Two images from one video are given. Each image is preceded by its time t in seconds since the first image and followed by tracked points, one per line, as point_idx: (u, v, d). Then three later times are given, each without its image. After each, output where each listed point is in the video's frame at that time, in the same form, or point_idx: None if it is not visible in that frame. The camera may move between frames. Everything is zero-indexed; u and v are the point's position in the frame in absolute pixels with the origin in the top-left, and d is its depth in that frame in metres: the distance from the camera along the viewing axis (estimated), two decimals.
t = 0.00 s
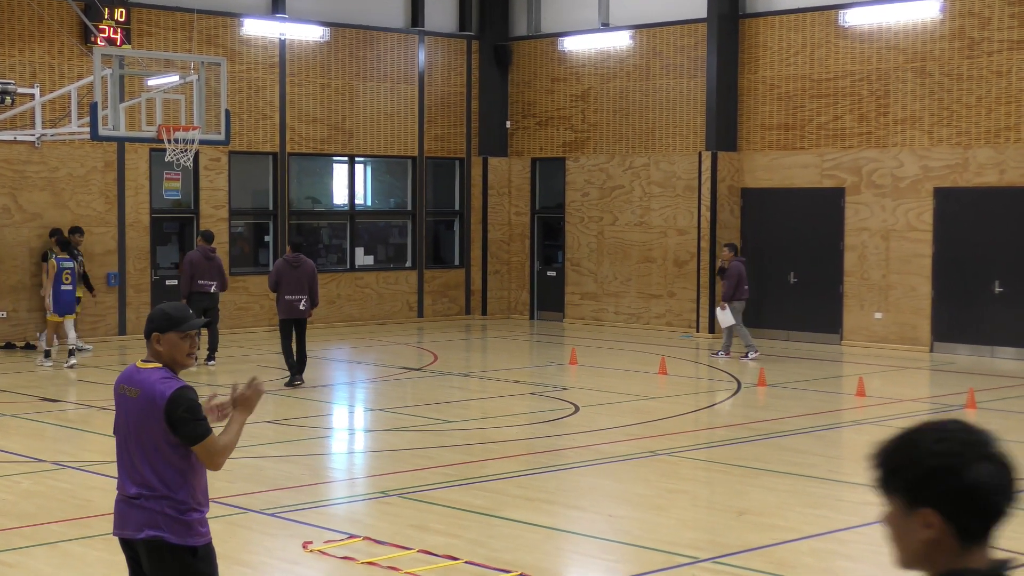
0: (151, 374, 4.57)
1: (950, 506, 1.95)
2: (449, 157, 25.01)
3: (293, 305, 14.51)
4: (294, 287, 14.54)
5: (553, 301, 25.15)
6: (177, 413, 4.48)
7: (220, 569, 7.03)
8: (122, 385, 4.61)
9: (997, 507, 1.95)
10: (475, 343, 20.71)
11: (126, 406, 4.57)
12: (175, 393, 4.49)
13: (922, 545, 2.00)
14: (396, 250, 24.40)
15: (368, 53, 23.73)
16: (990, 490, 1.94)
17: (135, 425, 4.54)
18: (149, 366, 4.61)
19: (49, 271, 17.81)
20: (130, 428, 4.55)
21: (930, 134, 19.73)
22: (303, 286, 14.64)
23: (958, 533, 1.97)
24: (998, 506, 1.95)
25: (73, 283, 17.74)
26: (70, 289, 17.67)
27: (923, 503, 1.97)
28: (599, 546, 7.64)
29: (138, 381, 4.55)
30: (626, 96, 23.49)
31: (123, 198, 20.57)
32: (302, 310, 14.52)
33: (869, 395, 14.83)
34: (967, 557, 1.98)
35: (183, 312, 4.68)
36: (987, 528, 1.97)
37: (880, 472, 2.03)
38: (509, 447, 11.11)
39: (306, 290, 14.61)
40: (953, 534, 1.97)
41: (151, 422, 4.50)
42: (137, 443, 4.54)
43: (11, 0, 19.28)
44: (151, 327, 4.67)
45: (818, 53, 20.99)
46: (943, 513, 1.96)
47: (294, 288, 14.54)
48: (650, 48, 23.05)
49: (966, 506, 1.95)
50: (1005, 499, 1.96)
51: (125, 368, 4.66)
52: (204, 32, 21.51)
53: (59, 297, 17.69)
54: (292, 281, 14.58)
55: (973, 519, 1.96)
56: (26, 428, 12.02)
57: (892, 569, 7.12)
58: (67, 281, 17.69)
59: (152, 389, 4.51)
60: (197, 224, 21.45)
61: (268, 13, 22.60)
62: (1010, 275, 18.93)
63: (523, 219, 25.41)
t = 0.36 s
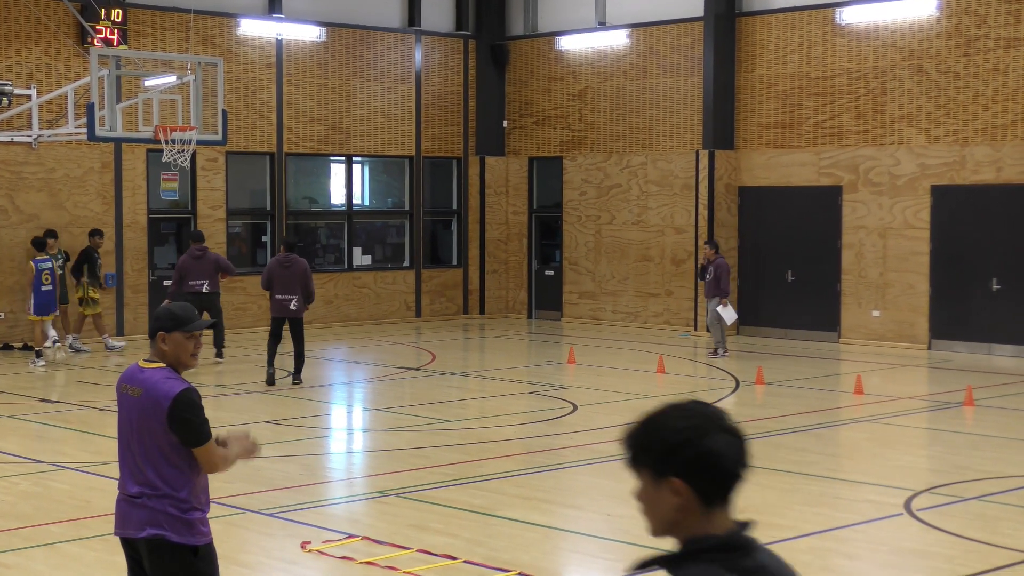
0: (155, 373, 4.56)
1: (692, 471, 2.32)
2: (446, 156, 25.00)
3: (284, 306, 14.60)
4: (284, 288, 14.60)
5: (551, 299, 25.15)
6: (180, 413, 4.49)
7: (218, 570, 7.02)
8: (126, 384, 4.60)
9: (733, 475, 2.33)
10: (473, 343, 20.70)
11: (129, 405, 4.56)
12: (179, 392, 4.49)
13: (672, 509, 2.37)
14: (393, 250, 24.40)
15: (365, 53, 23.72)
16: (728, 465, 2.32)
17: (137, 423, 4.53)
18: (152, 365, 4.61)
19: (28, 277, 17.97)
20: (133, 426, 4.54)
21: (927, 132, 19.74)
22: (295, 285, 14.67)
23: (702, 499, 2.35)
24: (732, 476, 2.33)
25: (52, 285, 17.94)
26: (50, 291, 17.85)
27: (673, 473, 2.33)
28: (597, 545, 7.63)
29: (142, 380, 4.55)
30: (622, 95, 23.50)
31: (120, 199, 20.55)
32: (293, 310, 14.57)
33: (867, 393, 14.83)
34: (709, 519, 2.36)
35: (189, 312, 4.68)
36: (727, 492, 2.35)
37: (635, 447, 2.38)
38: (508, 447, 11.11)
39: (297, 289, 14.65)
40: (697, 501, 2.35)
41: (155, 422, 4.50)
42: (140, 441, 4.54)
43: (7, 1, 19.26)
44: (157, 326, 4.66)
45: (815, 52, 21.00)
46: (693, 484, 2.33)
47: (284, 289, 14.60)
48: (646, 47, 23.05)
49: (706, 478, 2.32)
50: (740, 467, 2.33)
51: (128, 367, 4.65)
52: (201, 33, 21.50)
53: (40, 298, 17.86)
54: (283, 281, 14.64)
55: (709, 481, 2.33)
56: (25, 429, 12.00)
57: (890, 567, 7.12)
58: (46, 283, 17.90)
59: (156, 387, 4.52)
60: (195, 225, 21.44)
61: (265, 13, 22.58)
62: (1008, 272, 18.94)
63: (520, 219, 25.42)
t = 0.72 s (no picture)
0: (164, 370, 4.56)
1: (515, 447, 2.52)
2: (444, 155, 24.99)
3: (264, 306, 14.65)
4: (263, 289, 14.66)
5: (550, 298, 25.15)
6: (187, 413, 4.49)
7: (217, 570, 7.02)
8: (134, 381, 4.60)
9: (551, 451, 2.53)
10: (472, 342, 20.70)
11: (138, 403, 4.56)
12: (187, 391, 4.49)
13: (496, 483, 2.55)
14: (392, 250, 24.39)
15: (363, 52, 23.71)
16: (546, 438, 2.52)
17: (146, 421, 4.53)
18: (162, 363, 4.60)
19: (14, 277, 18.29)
20: (141, 423, 4.54)
21: (925, 130, 19.73)
22: (275, 285, 14.66)
23: (521, 471, 2.53)
24: (549, 448, 2.52)
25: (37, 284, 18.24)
26: (35, 290, 18.14)
27: (495, 444, 2.53)
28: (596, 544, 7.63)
29: (151, 378, 4.54)
30: (621, 93, 23.50)
31: (118, 199, 20.53)
32: (272, 311, 14.60)
33: (866, 391, 14.83)
34: (529, 492, 2.53)
35: (201, 312, 4.69)
36: (544, 465, 2.53)
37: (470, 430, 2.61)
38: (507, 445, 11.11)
39: (276, 289, 14.63)
40: (517, 472, 2.53)
41: (163, 420, 4.49)
42: (146, 439, 4.53)
43: (5, 1, 19.26)
44: (167, 323, 4.65)
45: (813, 49, 20.99)
46: (513, 458, 2.52)
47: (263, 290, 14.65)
48: (644, 45, 23.04)
49: (523, 449, 2.51)
50: (560, 448, 2.54)
51: (137, 363, 4.64)
52: (199, 32, 21.48)
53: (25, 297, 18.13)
54: (266, 282, 14.72)
55: (529, 457, 2.52)
56: (23, 430, 11.99)
57: (889, 565, 7.12)
58: (31, 282, 18.18)
59: (165, 386, 4.51)
60: (193, 224, 21.44)
61: (263, 12, 22.56)
62: (1006, 270, 18.94)
63: (519, 218, 25.42)
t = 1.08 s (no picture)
0: (163, 371, 4.58)
1: (386, 407, 2.76)
2: (441, 154, 24.99)
3: (254, 306, 14.60)
4: (253, 289, 14.65)
5: (547, 297, 25.16)
6: (191, 412, 4.54)
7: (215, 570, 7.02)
8: (130, 383, 4.59)
9: (424, 411, 2.78)
10: (469, 340, 20.70)
11: (136, 403, 4.55)
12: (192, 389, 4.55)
13: (371, 436, 2.79)
14: (389, 248, 24.37)
15: (359, 51, 23.71)
16: (419, 399, 2.77)
17: (145, 422, 4.53)
18: (158, 363, 4.61)
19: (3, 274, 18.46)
20: (141, 424, 4.54)
21: (921, 127, 19.75)
22: (265, 285, 14.66)
23: (394, 431, 2.77)
24: (421, 410, 2.77)
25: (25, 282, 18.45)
26: (24, 288, 18.37)
27: (369, 405, 2.77)
28: (594, 542, 7.64)
29: (150, 378, 4.56)
30: (618, 91, 23.51)
31: (115, 198, 20.52)
32: (261, 310, 14.53)
33: (863, 388, 14.84)
34: (401, 449, 2.77)
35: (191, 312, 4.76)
36: (417, 426, 2.79)
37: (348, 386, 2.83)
38: (505, 444, 11.11)
39: (266, 289, 14.63)
40: (390, 430, 2.77)
41: (164, 421, 4.52)
42: (147, 439, 4.53)
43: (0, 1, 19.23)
44: (158, 321, 4.65)
45: (809, 46, 21.01)
46: (385, 418, 2.77)
47: (253, 290, 14.64)
48: (640, 43, 23.05)
49: (396, 410, 2.76)
50: (429, 410, 2.79)
51: (128, 366, 4.64)
52: (195, 32, 21.48)
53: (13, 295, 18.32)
54: (255, 283, 14.70)
55: (400, 417, 2.76)
56: (20, 430, 11.98)
57: (887, 562, 7.14)
58: (20, 280, 18.38)
59: (166, 386, 4.54)
60: (190, 224, 21.42)
61: (259, 12, 22.54)
62: (1003, 266, 18.97)
63: (516, 216, 25.43)
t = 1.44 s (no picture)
0: (158, 374, 4.60)
1: (237, 401, 3.06)
2: (437, 153, 24.98)
3: (242, 307, 14.61)
4: (242, 289, 14.64)
5: (544, 295, 25.17)
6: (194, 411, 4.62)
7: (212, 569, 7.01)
8: (124, 387, 4.57)
9: (271, 406, 3.07)
10: (466, 339, 20.70)
11: (135, 407, 4.56)
12: (192, 389, 4.63)
13: (227, 429, 3.09)
14: (385, 247, 24.35)
15: (355, 50, 23.69)
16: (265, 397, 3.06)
17: (144, 426, 4.55)
18: (148, 365, 4.62)
19: None
20: (142, 427, 4.55)
21: (917, 124, 19.76)
22: (254, 286, 14.64)
23: (245, 425, 3.06)
24: (266, 404, 3.06)
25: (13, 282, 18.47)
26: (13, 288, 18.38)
27: (223, 401, 3.09)
28: (591, 540, 7.64)
29: (147, 381, 4.58)
30: (614, 90, 23.51)
31: (111, 198, 20.51)
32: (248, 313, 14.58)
33: (859, 385, 14.85)
34: (253, 443, 3.04)
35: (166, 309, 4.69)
36: (266, 419, 3.06)
37: (209, 385, 3.15)
38: (502, 443, 11.11)
39: (255, 291, 14.62)
40: (242, 424, 3.06)
41: (165, 423, 4.57)
42: (149, 441, 4.55)
43: None
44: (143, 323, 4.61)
45: (805, 44, 21.02)
46: (238, 411, 3.07)
47: (242, 290, 14.63)
48: (636, 41, 23.04)
49: (246, 405, 3.06)
50: (278, 402, 3.08)
51: (115, 371, 4.61)
52: (190, 32, 21.45)
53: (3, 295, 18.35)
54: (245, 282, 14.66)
55: (251, 411, 3.05)
56: (16, 430, 11.97)
57: (884, 558, 7.15)
58: (8, 281, 18.39)
59: (166, 387, 4.59)
60: (186, 224, 21.40)
61: (254, 11, 22.50)
62: (999, 263, 18.98)
63: (512, 215, 25.45)
